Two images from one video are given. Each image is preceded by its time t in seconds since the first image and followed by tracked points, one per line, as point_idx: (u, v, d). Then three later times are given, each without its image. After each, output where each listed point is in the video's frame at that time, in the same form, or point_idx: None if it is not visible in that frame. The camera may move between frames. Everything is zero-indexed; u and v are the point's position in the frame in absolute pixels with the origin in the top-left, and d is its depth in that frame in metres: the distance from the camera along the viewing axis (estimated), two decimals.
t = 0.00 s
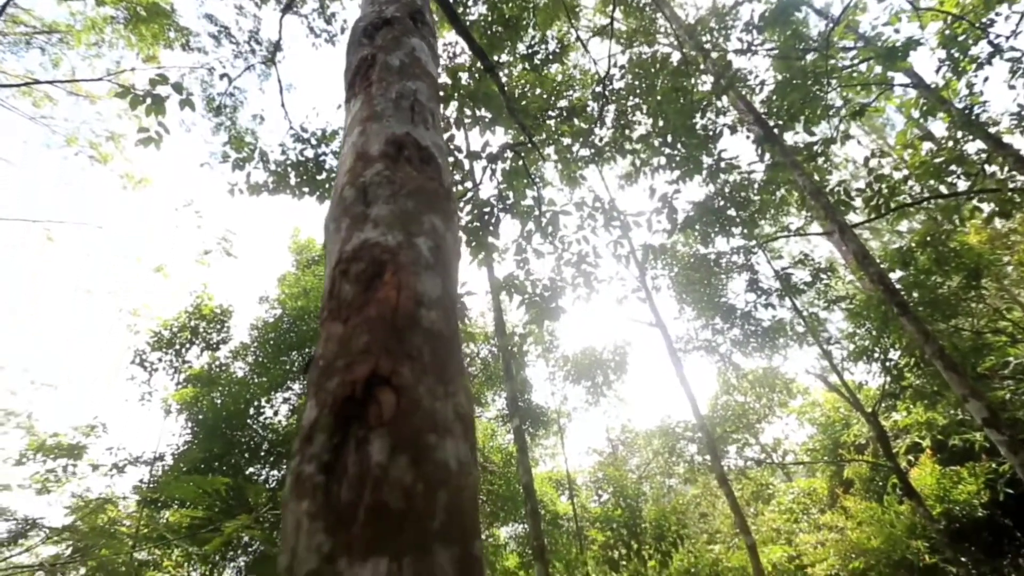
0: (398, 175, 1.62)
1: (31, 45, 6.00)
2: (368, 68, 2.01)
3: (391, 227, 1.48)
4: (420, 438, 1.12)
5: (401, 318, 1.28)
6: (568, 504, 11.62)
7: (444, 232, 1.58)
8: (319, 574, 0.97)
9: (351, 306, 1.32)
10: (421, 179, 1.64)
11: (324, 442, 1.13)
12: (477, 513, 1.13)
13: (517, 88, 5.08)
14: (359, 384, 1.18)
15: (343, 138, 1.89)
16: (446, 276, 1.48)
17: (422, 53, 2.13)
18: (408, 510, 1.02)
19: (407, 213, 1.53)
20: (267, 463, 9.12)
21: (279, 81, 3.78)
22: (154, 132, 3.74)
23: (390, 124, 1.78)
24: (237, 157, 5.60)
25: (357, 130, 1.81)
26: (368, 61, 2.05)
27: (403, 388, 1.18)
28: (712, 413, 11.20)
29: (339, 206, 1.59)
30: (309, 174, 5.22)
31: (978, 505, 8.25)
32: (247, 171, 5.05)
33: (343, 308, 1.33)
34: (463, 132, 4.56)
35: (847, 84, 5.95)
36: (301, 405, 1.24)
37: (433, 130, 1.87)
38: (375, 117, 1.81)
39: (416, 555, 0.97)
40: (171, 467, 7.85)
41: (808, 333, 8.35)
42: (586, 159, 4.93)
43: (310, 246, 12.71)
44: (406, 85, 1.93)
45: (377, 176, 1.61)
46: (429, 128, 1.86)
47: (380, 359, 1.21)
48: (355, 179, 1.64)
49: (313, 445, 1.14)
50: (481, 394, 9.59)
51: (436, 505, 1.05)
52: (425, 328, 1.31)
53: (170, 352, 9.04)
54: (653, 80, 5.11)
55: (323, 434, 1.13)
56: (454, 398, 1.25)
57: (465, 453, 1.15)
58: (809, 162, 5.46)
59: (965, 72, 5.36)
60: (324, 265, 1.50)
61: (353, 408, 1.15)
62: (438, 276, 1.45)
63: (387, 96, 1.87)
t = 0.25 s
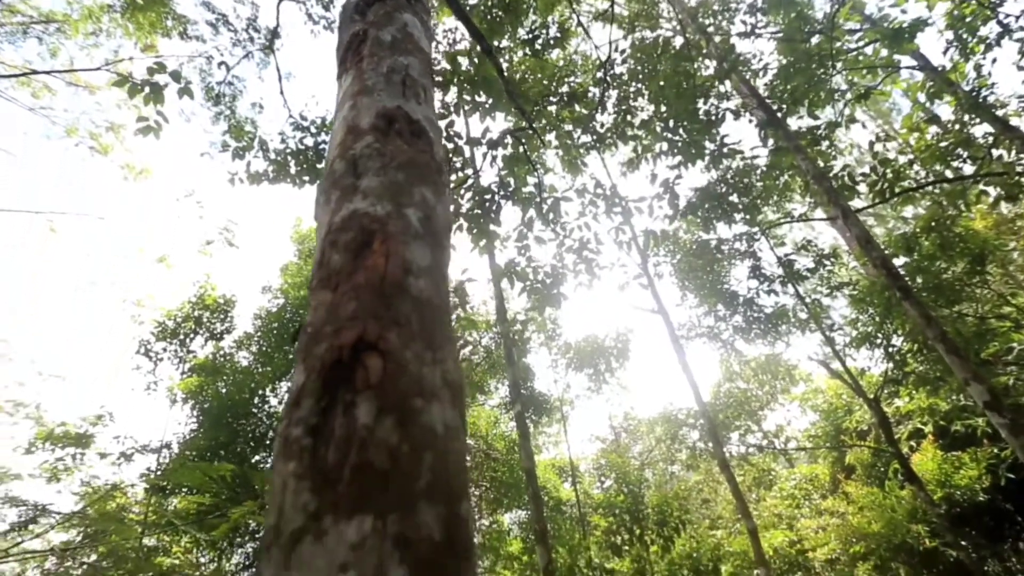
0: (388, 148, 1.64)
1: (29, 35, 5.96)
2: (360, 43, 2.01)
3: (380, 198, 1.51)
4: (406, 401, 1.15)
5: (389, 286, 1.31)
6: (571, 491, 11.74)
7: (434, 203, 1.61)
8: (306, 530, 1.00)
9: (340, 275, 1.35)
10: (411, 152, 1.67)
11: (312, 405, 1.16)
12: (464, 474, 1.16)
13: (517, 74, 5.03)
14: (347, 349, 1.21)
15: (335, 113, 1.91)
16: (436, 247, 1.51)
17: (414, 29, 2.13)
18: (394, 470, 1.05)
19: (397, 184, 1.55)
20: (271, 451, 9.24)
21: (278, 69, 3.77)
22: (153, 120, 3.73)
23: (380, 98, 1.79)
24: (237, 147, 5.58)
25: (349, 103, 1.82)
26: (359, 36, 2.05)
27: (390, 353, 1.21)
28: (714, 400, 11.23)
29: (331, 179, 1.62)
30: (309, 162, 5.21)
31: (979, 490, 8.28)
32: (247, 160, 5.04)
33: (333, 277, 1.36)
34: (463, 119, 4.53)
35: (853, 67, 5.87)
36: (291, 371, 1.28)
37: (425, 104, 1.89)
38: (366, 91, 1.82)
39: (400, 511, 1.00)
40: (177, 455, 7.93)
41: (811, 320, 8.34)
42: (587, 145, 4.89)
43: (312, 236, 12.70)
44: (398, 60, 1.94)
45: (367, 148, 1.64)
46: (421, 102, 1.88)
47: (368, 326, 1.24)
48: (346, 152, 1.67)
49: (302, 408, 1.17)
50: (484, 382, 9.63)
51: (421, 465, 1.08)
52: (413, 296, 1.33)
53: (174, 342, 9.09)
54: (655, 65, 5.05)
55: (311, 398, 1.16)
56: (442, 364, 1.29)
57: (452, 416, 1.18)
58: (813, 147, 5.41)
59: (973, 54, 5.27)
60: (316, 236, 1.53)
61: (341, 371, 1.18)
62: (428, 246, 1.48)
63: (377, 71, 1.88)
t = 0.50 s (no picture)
0: (379, 121, 1.64)
1: (28, 26, 5.94)
2: (353, 20, 2.01)
3: (371, 170, 1.51)
4: (395, 366, 1.16)
5: (378, 255, 1.32)
6: (576, 477, 11.83)
7: (426, 175, 1.61)
8: (296, 489, 1.03)
9: (331, 245, 1.37)
10: (403, 125, 1.67)
11: (302, 371, 1.18)
12: (453, 437, 1.18)
13: (519, 59, 4.98)
14: (337, 316, 1.22)
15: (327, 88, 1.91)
16: (427, 218, 1.52)
17: (407, 5, 2.12)
18: (382, 432, 1.07)
19: (388, 156, 1.55)
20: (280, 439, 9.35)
21: (278, 57, 3.75)
22: (154, 110, 3.72)
23: (372, 72, 1.79)
24: (239, 136, 5.57)
25: (341, 78, 1.82)
26: (351, 12, 2.04)
27: (379, 320, 1.22)
28: (719, 386, 11.24)
29: (322, 152, 1.63)
30: (311, 151, 5.19)
31: (984, 473, 8.28)
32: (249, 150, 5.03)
33: (323, 247, 1.37)
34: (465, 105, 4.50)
35: (861, 48, 5.77)
36: (282, 338, 1.29)
37: (418, 79, 1.88)
38: (358, 66, 1.82)
39: (388, 472, 1.03)
40: (187, 443, 8.04)
41: (816, 305, 8.31)
42: (590, 130, 4.85)
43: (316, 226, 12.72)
44: (390, 35, 1.93)
45: (359, 121, 1.64)
46: (414, 77, 1.88)
47: (357, 293, 1.25)
48: (337, 125, 1.67)
49: (292, 374, 1.19)
50: (489, 369, 9.67)
51: (410, 428, 1.10)
52: (403, 265, 1.34)
53: (181, 332, 9.17)
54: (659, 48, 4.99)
55: (300, 363, 1.18)
56: (432, 332, 1.30)
57: (441, 381, 1.20)
58: (819, 129, 5.35)
59: (984, 33, 5.17)
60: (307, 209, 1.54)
61: (330, 338, 1.19)
62: (419, 216, 1.49)
63: (370, 46, 1.88)
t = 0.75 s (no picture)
0: (371, 91, 1.64)
1: (29, 15, 5.91)
2: None
3: (362, 138, 1.51)
4: (384, 329, 1.17)
5: (368, 221, 1.32)
6: (582, 462, 11.90)
7: (418, 145, 1.60)
8: (284, 447, 1.04)
9: (322, 212, 1.36)
10: (395, 96, 1.66)
11: (292, 333, 1.18)
12: (442, 400, 1.19)
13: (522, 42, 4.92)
14: (326, 279, 1.22)
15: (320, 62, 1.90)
16: (419, 186, 1.51)
17: None
18: (370, 392, 1.08)
19: (379, 126, 1.55)
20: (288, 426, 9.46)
21: (279, 43, 3.71)
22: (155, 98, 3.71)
23: (365, 44, 1.78)
24: (242, 124, 5.55)
25: (334, 51, 1.81)
26: None
27: (369, 284, 1.23)
28: (725, 372, 11.23)
29: (313, 123, 1.62)
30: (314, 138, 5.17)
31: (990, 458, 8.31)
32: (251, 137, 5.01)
33: (314, 214, 1.37)
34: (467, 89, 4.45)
35: (871, 27, 5.65)
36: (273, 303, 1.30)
37: (411, 52, 1.87)
38: (351, 38, 1.81)
39: (376, 430, 1.03)
40: (197, 429, 8.15)
41: (823, 290, 8.26)
42: (594, 114, 4.80)
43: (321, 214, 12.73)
44: (384, 8, 1.91)
45: (351, 92, 1.63)
46: (407, 49, 1.86)
47: (347, 258, 1.26)
48: (329, 95, 1.66)
49: (282, 336, 1.20)
50: (494, 356, 9.70)
51: (398, 389, 1.11)
52: (394, 231, 1.34)
53: (189, 321, 9.25)
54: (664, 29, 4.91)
55: (290, 327, 1.18)
56: (423, 297, 1.30)
57: (431, 343, 1.20)
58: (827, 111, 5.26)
59: (999, 10, 5.05)
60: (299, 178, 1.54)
61: (320, 301, 1.20)
62: (410, 184, 1.48)
63: (363, 19, 1.86)
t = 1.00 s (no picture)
0: (368, 62, 1.63)
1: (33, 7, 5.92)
2: None
3: (358, 108, 1.51)
4: (380, 292, 1.18)
5: (365, 188, 1.33)
6: (589, 449, 11.95)
7: (415, 116, 1.60)
8: (281, 406, 1.06)
9: (318, 180, 1.37)
10: (392, 67, 1.65)
11: (289, 298, 1.19)
12: (439, 363, 1.19)
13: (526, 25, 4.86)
14: (323, 245, 1.23)
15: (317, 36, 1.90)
16: (416, 155, 1.51)
17: None
18: (366, 352, 1.09)
19: (376, 96, 1.54)
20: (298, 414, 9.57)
21: (281, 30, 3.69)
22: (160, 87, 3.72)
23: (362, 17, 1.78)
24: (247, 114, 5.55)
25: (331, 24, 1.81)
26: None
27: (365, 249, 1.23)
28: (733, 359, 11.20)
29: (310, 95, 1.62)
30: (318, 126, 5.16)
31: (1001, 443, 8.26)
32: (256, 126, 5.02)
33: (311, 183, 1.38)
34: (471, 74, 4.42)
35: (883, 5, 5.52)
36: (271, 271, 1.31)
37: (408, 24, 1.86)
38: (348, 11, 1.80)
39: (371, 389, 1.04)
40: (208, 417, 8.27)
41: (832, 275, 8.18)
42: (599, 98, 4.75)
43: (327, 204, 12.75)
44: None
45: (347, 63, 1.62)
46: (404, 22, 1.85)
47: (343, 225, 1.26)
48: (326, 67, 1.66)
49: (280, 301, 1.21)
50: (501, 344, 9.74)
51: (394, 350, 1.12)
52: (389, 199, 1.34)
53: (199, 311, 9.35)
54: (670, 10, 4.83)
55: (286, 291, 1.19)
56: (420, 264, 1.31)
57: (427, 307, 1.20)
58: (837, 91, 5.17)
59: None
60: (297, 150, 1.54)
61: (316, 266, 1.21)
62: (407, 153, 1.48)
63: None
